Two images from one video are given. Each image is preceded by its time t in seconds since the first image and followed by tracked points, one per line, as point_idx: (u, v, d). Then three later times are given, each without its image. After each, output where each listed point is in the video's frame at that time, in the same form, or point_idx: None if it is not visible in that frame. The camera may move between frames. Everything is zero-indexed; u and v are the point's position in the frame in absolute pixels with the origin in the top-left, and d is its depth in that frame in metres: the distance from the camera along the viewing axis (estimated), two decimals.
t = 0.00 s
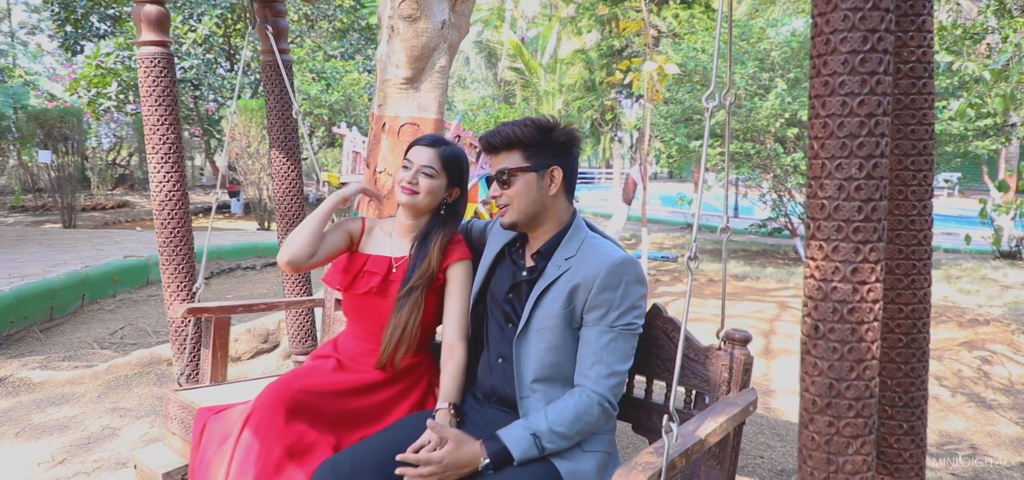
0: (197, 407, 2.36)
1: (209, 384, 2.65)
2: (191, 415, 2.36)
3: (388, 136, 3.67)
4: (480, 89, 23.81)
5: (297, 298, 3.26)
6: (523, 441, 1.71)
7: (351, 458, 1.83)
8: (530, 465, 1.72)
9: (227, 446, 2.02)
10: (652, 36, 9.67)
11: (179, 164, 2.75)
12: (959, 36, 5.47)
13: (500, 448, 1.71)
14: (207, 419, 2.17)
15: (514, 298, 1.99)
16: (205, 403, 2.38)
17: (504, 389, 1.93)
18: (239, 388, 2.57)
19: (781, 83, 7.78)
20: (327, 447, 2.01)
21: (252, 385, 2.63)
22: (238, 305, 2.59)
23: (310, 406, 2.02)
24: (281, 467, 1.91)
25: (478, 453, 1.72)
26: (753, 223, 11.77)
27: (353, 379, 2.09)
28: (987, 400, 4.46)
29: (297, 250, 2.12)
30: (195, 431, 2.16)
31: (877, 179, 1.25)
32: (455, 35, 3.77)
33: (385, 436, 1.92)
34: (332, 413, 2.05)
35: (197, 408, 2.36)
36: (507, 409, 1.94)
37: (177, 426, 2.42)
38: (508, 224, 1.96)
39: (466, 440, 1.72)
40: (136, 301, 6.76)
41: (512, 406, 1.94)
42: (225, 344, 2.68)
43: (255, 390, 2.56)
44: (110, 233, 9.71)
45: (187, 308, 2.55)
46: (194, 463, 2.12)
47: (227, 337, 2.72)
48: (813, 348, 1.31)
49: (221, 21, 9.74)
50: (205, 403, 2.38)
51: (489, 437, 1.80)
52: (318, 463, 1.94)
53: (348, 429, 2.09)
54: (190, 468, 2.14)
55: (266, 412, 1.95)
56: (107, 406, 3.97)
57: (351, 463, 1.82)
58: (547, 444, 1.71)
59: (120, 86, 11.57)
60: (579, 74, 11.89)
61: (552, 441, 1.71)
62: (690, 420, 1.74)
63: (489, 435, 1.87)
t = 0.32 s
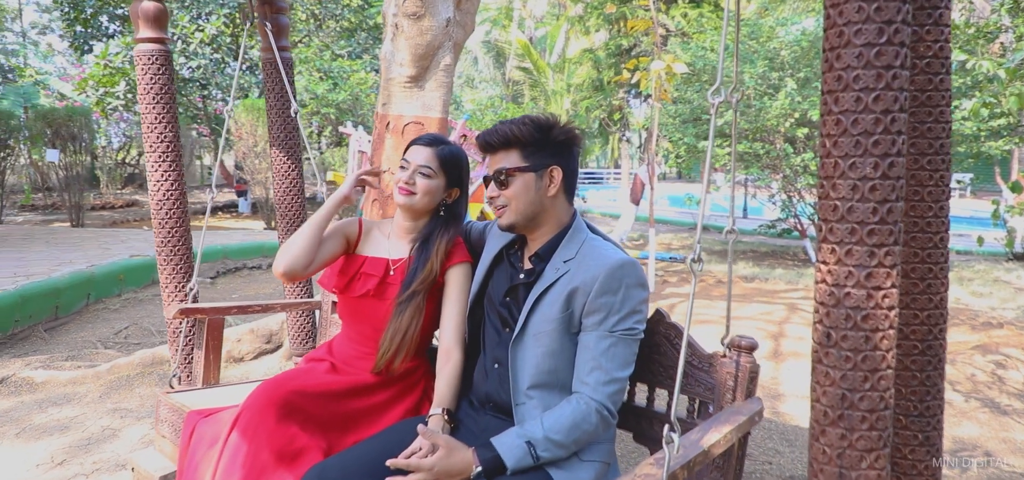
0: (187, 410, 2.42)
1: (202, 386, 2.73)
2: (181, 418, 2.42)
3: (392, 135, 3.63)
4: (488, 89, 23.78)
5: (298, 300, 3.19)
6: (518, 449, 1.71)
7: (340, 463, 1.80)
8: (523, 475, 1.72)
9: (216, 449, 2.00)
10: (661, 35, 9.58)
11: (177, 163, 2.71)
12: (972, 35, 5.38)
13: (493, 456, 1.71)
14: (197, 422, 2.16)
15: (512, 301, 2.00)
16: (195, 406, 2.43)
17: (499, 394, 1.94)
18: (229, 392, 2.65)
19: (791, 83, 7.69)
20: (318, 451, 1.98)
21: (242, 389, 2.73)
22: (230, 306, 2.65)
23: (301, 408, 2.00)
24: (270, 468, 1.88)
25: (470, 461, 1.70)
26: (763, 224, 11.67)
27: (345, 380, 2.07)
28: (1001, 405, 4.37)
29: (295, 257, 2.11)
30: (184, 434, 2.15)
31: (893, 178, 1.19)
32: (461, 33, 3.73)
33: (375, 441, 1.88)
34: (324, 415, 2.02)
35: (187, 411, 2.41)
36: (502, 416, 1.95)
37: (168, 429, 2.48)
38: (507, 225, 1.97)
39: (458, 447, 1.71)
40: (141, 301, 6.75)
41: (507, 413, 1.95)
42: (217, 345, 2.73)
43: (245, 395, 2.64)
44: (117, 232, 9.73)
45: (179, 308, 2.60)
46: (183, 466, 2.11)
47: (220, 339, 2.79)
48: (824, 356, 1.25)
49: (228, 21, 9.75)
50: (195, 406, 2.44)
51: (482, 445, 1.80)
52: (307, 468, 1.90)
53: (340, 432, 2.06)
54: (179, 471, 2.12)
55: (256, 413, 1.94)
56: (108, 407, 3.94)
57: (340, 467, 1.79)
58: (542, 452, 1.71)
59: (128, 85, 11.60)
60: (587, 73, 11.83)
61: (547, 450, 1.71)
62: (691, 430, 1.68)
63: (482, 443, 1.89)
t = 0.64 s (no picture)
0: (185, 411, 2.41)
1: (201, 389, 2.74)
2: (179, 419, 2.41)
3: (399, 134, 3.62)
4: (498, 89, 23.76)
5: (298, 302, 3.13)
6: (518, 457, 1.66)
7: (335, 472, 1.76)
8: None
9: (211, 453, 1.97)
10: (672, 34, 9.50)
11: (177, 162, 2.72)
12: (989, 32, 5.28)
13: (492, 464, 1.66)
14: (192, 425, 2.13)
15: (512, 304, 1.95)
16: (194, 409, 2.42)
17: (500, 400, 1.89)
18: (227, 394, 2.64)
19: (803, 82, 7.58)
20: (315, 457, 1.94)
21: (240, 391, 2.73)
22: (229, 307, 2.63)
23: (298, 413, 1.96)
24: (265, 473, 1.85)
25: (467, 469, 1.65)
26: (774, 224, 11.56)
27: (345, 384, 2.03)
28: (1020, 411, 4.26)
29: (300, 263, 2.05)
30: (180, 437, 2.12)
31: (912, 178, 1.13)
32: (468, 31, 3.71)
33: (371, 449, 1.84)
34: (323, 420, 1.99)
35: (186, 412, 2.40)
36: (502, 422, 1.90)
37: (165, 432, 2.47)
38: (508, 226, 1.92)
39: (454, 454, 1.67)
40: (150, 301, 6.76)
41: (506, 419, 1.90)
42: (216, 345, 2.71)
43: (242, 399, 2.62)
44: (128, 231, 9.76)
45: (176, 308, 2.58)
46: (178, 470, 2.08)
47: (219, 341, 2.79)
48: (839, 364, 1.18)
49: (237, 20, 9.76)
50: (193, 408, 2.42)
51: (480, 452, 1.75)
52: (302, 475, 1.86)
53: (339, 438, 2.02)
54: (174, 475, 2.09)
55: (253, 416, 1.91)
56: (112, 407, 3.92)
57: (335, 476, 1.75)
58: (541, 460, 1.66)
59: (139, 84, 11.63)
60: (598, 73, 11.77)
61: (547, 458, 1.66)
62: (695, 440, 1.63)
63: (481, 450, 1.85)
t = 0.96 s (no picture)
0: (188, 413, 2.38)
1: (205, 390, 2.71)
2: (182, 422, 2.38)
3: (407, 134, 3.58)
4: (510, 88, 23.74)
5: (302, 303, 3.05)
6: (521, 464, 1.61)
7: None
8: None
9: (212, 457, 1.93)
10: (684, 33, 9.41)
11: (180, 161, 2.71)
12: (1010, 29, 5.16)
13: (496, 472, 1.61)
14: (194, 428, 2.09)
15: (517, 307, 1.90)
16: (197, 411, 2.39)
17: (504, 405, 1.84)
18: (230, 395, 2.61)
19: (817, 80, 7.48)
20: (316, 463, 1.90)
21: (243, 393, 2.70)
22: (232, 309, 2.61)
23: (301, 418, 1.92)
24: None
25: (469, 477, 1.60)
26: (788, 225, 11.43)
27: (348, 386, 1.99)
28: None
29: (308, 262, 2.03)
30: (181, 440, 2.09)
31: (933, 177, 1.06)
32: (476, 30, 3.67)
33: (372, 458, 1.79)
34: (325, 424, 1.95)
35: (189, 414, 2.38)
36: (506, 428, 1.86)
37: (168, 434, 2.44)
38: (513, 225, 1.86)
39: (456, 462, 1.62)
40: (160, 300, 6.77)
41: (511, 424, 1.85)
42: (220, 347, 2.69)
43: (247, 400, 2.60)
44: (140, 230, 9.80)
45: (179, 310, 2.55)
46: (178, 473, 2.04)
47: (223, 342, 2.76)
48: (855, 374, 1.12)
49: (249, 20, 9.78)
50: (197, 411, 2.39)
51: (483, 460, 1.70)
52: None
53: (342, 443, 1.98)
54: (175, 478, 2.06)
55: (254, 423, 1.87)
56: (118, 407, 3.91)
57: None
58: (546, 468, 1.61)
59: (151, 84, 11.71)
60: (609, 72, 11.70)
61: (551, 466, 1.61)
62: (706, 449, 1.57)
63: (485, 457, 1.80)
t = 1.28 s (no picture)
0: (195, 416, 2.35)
1: (212, 390, 2.69)
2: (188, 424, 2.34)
3: (414, 133, 3.54)
4: (523, 88, 23.70)
5: (308, 302, 3.01)
6: (529, 470, 1.56)
7: None
8: None
9: (216, 461, 1.90)
10: (698, 32, 9.30)
11: (182, 159, 2.68)
12: None
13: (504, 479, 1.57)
14: (200, 429, 2.06)
15: (524, 308, 1.85)
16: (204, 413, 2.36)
17: (511, 409, 1.79)
18: (237, 397, 2.58)
19: (833, 79, 7.35)
20: (320, 467, 1.86)
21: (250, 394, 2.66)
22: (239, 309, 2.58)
23: (305, 422, 1.88)
24: None
25: None
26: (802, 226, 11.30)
27: (354, 387, 1.95)
28: None
29: (317, 258, 2.00)
30: (188, 441, 2.06)
31: (958, 175, 1.00)
32: (486, 27, 3.63)
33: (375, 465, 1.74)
34: (330, 427, 1.91)
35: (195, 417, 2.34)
36: (513, 432, 1.81)
37: (176, 436, 2.41)
38: (520, 225, 1.81)
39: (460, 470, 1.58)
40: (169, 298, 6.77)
41: (518, 429, 1.80)
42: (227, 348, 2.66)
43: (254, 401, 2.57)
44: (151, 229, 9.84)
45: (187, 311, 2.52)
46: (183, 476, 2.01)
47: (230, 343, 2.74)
48: (872, 384, 1.06)
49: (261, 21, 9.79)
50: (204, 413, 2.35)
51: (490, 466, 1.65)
52: None
53: (347, 446, 1.94)
54: None
55: (257, 428, 1.83)
56: (125, 406, 3.90)
57: None
58: (554, 475, 1.55)
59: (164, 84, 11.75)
60: (621, 72, 11.61)
61: (559, 473, 1.55)
62: (716, 455, 1.52)
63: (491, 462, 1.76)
